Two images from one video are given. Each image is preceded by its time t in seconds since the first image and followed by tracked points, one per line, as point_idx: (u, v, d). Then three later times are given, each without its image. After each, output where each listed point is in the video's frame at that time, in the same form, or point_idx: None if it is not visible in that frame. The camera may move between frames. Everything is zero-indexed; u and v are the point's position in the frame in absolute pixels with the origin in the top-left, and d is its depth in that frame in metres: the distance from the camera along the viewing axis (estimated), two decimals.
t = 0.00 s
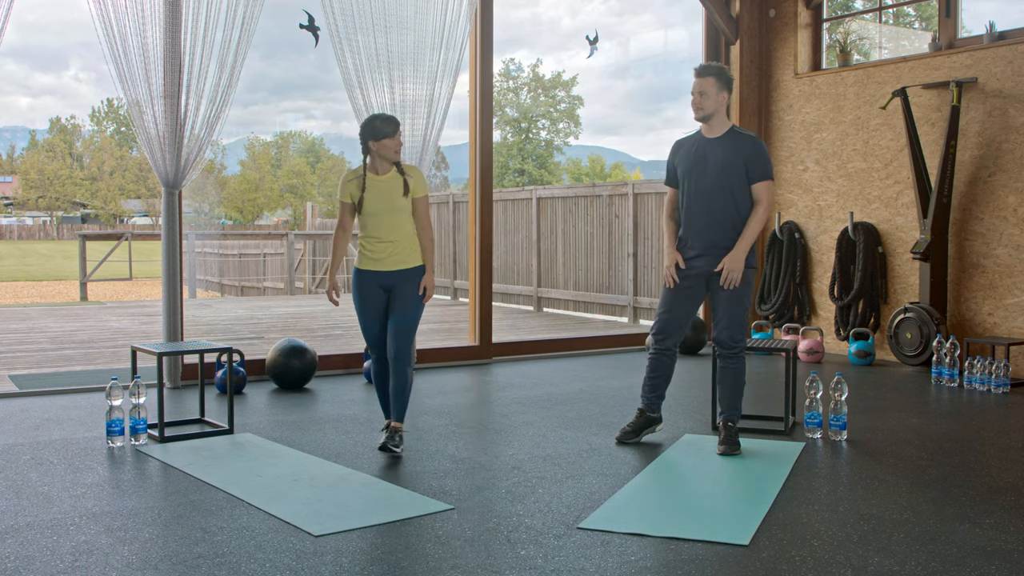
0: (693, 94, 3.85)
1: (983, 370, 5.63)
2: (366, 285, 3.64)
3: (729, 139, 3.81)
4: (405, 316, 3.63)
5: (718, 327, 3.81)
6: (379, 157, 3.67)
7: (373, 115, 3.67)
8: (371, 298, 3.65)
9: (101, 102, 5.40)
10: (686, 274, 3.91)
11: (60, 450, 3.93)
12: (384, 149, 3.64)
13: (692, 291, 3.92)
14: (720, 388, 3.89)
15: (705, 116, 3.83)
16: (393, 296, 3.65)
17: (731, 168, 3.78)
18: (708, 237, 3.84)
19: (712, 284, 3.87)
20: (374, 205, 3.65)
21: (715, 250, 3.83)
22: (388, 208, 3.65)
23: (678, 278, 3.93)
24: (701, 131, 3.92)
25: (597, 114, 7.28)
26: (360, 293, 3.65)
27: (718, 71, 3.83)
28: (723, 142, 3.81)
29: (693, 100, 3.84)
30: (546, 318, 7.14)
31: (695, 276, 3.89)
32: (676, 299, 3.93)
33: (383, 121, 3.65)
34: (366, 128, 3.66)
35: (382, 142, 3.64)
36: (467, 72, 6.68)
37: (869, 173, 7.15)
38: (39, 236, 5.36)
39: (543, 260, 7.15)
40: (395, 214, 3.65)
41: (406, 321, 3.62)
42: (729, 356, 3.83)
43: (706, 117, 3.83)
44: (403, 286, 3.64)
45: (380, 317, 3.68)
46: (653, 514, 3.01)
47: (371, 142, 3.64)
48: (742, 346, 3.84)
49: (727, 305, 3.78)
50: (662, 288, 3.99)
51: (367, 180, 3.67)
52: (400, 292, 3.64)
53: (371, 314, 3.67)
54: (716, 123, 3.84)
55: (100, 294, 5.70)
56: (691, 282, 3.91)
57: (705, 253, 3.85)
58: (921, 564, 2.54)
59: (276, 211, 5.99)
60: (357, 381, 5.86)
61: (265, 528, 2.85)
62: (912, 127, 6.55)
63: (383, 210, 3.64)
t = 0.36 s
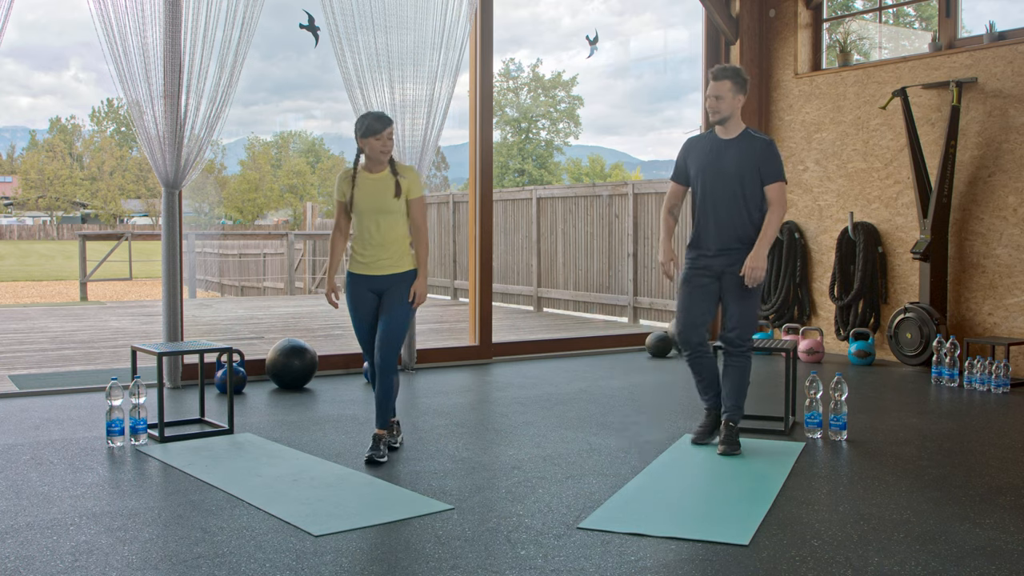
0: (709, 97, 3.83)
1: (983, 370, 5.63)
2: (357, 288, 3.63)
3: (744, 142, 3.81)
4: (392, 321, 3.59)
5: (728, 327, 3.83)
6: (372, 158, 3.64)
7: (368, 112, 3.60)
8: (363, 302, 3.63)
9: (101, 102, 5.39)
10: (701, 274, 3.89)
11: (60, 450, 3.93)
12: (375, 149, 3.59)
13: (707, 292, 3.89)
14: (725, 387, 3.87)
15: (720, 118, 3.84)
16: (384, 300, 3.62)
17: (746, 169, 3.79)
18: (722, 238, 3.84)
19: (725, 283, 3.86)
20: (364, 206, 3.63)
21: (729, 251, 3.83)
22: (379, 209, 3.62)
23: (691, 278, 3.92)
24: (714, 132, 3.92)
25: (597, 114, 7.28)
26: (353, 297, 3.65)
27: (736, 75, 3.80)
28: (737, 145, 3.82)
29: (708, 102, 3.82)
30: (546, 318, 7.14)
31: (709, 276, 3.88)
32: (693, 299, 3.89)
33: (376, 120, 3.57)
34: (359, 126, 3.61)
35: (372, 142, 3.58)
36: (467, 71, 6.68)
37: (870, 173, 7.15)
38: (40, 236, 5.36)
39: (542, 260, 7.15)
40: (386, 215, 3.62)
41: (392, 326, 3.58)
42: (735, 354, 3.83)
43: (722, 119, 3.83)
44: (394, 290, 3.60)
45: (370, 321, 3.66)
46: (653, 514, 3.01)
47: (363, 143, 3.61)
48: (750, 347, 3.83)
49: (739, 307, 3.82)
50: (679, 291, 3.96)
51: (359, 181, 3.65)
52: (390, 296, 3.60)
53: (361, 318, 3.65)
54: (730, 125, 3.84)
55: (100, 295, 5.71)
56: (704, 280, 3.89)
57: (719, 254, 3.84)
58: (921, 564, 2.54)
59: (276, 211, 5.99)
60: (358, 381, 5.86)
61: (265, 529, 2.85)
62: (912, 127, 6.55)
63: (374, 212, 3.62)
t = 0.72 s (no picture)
0: (706, 101, 3.84)
1: (983, 370, 5.63)
2: (345, 284, 3.57)
3: (743, 144, 3.83)
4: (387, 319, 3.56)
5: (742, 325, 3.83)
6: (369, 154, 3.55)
7: (371, 107, 3.51)
8: (349, 298, 3.58)
9: (100, 102, 5.39)
10: (712, 278, 3.91)
11: (60, 450, 3.93)
12: (372, 146, 3.50)
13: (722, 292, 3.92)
14: (744, 385, 3.86)
15: (718, 122, 3.83)
16: (375, 298, 3.58)
17: (749, 172, 3.81)
18: (731, 241, 3.85)
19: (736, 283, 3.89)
20: (359, 203, 3.55)
21: (739, 253, 3.86)
22: (373, 206, 3.55)
23: (702, 281, 3.94)
24: (710, 136, 3.93)
25: (597, 113, 7.28)
26: (338, 293, 3.58)
27: (731, 80, 3.78)
28: (737, 148, 3.83)
29: (706, 107, 3.81)
30: (546, 318, 7.14)
31: (720, 278, 3.90)
32: (709, 302, 3.92)
33: (375, 115, 3.48)
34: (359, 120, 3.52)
35: (369, 137, 3.48)
36: (467, 71, 6.67)
37: (870, 173, 7.15)
38: (39, 236, 5.36)
39: (542, 260, 7.15)
40: (379, 214, 3.56)
41: (385, 325, 3.55)
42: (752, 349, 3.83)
43: (719, 124, 3.82)
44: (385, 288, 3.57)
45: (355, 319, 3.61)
46: (653, 514, 3.01)
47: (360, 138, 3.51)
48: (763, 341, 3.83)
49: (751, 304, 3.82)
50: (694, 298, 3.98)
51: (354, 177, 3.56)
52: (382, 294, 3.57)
53: (344, 315, 3.58)
54: (727, 129, 3.85)
55: (100, 294, 5.72)
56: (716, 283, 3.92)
57: (729, 256, 3.87)
58: (921, 564, 2.54)
59: (276, 211, 5.99)
60: (358, 381, 5.86)
61: (265, 529, 2.85)
62: (912, 127, 6.55)
63: (368, 209, 3.55)
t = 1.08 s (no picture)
0: (713, 101, 3.82)
1: (983, 370, 5.63)
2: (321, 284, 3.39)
3: (750, 142, 3.84)
4: (368, 321, 3.46)
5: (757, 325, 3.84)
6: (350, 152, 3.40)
7: (349, 105, 3.37)
8: (324, 299, 3.41)
9: (101, 102, 5.40)
10: (723, 277, 3.91)
11: (60, 450, 3.93)
12: (358, 145, 3.38)
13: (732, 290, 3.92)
14: (766, 383, 3.90)
15: (725, 121, 3.83)
16: (351, 301, 3.46)
17: (758, 169, 3.81)
18: (742, 239, 3.85)
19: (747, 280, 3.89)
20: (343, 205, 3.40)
21: (751, 250, 3.86)
22: (358, 207, 3.43)
23: (713, 280, 3.93)
24: (716, 136, 3.94)
25: (597, 113, 7.28)
26: (313, 293, 3.39)
27: (738, 78, 3.79)
28: (744, 145, 3.84)
29: (713, 106, 3.81)
30: (546, 318, 7.15)
31: (731, 277, 3.90)
32: (719, 301, 3.92)
33: (356, 116, 3.36)
34: (339, 119, 3.36)
35: (352, 138, 3.36)
36: (467, 71, 6.67)
37: (869, 173, 7.15)
38: (40, 236, 5.36)
39: (542, 260, 7.15)
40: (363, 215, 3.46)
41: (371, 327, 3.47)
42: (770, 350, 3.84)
43: (727, 122, 3.83)
44: (364, 291, 3.46)
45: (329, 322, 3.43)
46: (652, 513, 3.01)
47: (344, 137, 3.36)
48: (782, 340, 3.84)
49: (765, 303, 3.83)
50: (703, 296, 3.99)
51: (337, 177, 3.39)
52: (362, 297, 3.46)
53: (320, 317, 3.41)
54: (733, 128, 3.87)
55: (100, 295, 5.71)
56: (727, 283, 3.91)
57: (740, 254, 3.87)
58: (921, 564, 2.54)
59: (276, 211, 5.98)
60: (358, 381, 5.86)
61: (265, 529, 2.85)
62: (912, 127, 6.55)
63: (354, 210, 3.43)
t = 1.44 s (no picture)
0: (735, 98, 3.83)
1: (983, 370, 5.63)
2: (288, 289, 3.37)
3: (772, 141, 3.83)
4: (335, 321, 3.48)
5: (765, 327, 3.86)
6: (312, 147, 3.43)
7: (309, 102, 3.43)
8: (291, 302, 3.39)
9: (101, 102, 5.40)
10: (735, 276, 3.90)
11: (60, 450, 3.93)
12: (319, 139, 3.42)
13: (742, 292, 3.91)
14: (767, 386, 3.92)
15: (747, 119, 3.84)
16: (315, 303, 3.46)
17: (776, 168, 3.81)
18: (756, 238, 3.84)
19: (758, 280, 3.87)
20: (308, 203, 3.40)
21: (765, 250, 3.84)
22: (320, 202, 3.44)
23: (725, 278, 3.92)
24: (738, 134, 3.94)
25: (597, 113, 7.27)
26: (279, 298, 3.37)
27: (761, 76, 3.80)
28: (765, 144, 3.84)
29: (736, 103, 3.82)
30: (546, 318, 7.15)
31: (743, 276, 3.89)
32: (729, 300, 3.91)
33: (325, 112, 3.43)
34: (301, 116, 3.42)
35: (320, 134, 3.42)
36: (467, 71, 6.67)
37: (870, 173, 7.15)
38: (39, 236, 5.36)
39: (543, 260, 7.15)
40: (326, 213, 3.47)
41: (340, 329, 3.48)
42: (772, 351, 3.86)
43: (748, 120, 3.84)
44: (329, 292, 3.46)
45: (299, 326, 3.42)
46: (652, 513, 3.01)
47: (309, 133, 3.40)
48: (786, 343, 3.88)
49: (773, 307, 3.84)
50: (714, 293, 3.98)
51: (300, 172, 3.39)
52: (325, 297, 3.46)
53: (290, 322, 3.39)
54: (756, 127, 3.86)
55: (100, 294, 5.72)
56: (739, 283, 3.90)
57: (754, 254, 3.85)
58: (921, 564, 2.54)
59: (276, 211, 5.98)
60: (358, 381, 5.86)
61: (265, 529, 2.85)
62: (912, 127, 6.55)
63: (316, 205, 3.43)
